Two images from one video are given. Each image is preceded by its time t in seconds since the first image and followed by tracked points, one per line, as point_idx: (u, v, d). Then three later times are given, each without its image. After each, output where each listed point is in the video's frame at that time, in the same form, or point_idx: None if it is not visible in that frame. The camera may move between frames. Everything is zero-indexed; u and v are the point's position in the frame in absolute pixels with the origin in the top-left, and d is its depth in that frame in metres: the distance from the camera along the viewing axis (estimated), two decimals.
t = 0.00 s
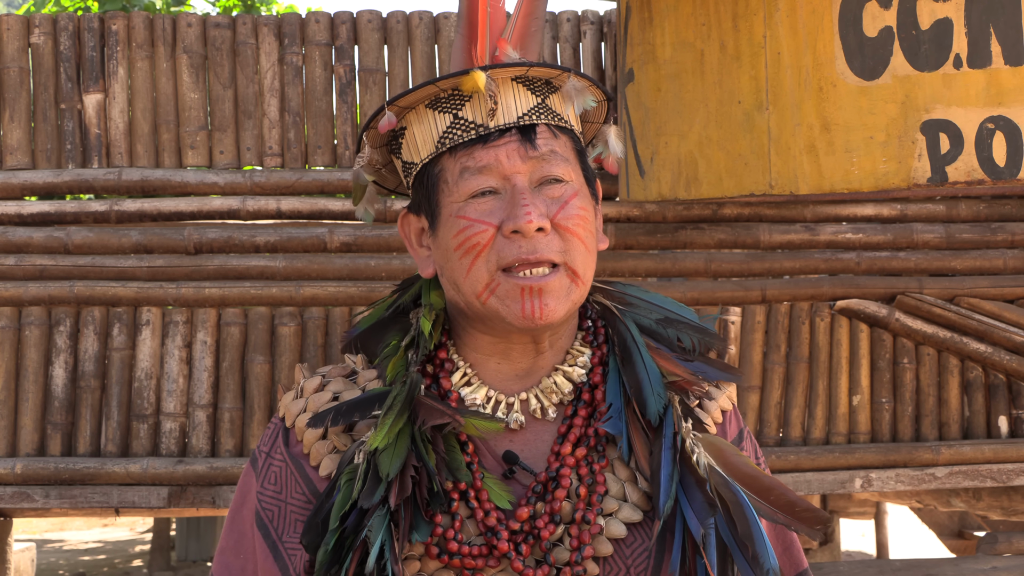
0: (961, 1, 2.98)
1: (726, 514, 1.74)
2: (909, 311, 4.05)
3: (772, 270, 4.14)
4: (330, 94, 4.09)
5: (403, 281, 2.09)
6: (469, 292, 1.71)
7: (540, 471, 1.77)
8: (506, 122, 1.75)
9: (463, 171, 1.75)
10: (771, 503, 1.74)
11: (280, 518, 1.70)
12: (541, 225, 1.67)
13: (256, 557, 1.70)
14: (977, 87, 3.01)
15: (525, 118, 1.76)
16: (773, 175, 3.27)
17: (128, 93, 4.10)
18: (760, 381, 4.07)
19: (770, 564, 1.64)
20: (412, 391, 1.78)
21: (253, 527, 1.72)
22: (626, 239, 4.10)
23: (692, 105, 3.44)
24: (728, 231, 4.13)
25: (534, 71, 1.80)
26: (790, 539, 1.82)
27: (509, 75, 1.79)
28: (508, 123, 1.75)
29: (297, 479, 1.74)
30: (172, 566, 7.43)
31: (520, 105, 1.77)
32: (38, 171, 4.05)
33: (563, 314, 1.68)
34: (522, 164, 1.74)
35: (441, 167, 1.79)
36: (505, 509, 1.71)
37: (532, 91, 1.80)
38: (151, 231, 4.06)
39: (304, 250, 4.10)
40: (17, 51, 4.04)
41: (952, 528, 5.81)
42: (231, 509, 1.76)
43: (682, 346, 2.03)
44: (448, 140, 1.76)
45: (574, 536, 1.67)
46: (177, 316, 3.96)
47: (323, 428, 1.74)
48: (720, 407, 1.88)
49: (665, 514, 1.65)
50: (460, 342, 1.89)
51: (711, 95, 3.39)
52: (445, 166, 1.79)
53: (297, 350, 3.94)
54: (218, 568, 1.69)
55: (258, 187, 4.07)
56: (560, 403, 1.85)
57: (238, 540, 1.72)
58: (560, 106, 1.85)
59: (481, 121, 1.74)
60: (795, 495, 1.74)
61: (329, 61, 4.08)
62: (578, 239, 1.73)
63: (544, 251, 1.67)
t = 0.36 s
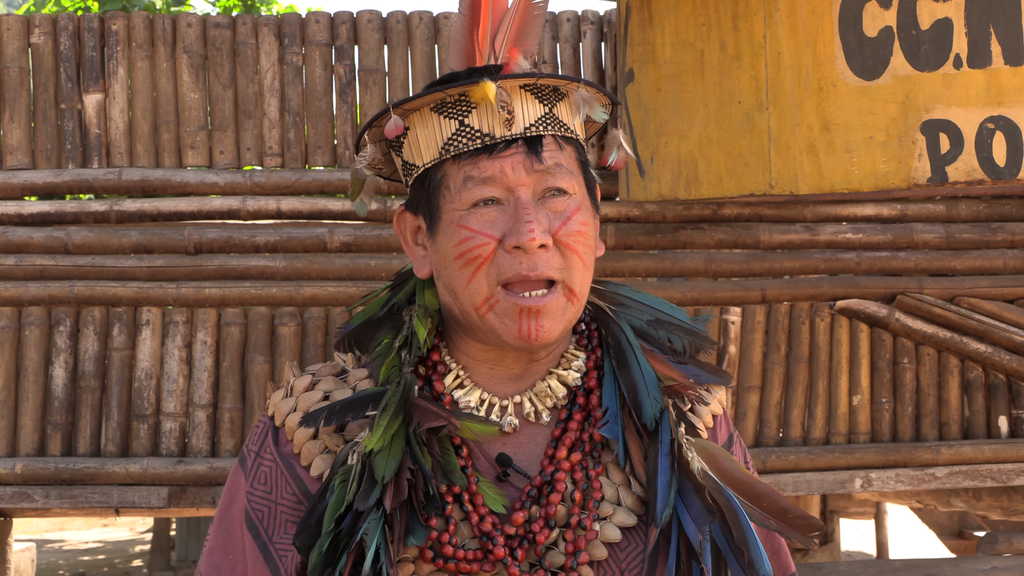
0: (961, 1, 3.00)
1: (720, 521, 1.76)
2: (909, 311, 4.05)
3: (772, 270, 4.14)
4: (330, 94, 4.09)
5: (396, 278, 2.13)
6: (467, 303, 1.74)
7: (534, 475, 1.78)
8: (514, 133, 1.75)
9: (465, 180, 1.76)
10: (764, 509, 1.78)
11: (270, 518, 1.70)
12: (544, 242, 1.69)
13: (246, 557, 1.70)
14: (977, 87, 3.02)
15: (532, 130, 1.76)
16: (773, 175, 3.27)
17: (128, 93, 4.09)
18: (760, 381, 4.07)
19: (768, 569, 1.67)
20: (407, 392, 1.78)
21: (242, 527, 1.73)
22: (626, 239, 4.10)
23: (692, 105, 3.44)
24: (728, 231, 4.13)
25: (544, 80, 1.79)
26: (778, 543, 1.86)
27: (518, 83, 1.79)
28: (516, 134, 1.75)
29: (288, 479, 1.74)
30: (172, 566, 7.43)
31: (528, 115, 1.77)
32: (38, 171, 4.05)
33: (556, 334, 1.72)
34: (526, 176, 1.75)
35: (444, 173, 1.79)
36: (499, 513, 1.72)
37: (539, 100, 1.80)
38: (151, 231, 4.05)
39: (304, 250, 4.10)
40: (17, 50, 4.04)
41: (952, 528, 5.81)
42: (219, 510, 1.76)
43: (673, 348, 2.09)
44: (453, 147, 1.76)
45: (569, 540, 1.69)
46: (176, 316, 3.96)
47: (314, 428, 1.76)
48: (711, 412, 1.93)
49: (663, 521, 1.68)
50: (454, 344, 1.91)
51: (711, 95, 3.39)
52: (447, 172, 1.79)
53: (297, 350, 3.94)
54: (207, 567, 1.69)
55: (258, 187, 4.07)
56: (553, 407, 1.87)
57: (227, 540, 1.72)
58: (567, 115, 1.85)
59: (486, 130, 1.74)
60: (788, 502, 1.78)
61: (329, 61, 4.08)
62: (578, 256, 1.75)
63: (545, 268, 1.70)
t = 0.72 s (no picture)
0: (961, 1, 2.99)
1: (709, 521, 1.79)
2: (909, 311, 4.05)
3: (772, 270, 4.14)
4: (330, 94, 4.08)
5: (384, 278, 2.12)
6: (455, 301, 1.73)
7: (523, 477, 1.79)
8: (505, 131, 1.76)
9: (455, 179, 1.76)
10: (753, 510, 1.81)
11: (257, 519, 1.68)
12: (535, 241, 1.68)
13: (232, 558, 1.67)
14: (977, 87, 3.02)
15: (524, 128, 1.77)
16: (773, 175, 3.27)
17: (128, 93, 4.09)
18: (760, 381, 4.07)
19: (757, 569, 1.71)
20: (396, 393, 1.77)
21: (228, 528, 1.70)
22: (626, 239, 4.10)
23: (692, 105, 3.44)
24: (728, 231, 4.13)
25: (535, 80, 1.80)
26: (764, 544, 1.88)
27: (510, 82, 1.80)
28: (507, 133, 1.76)
29: (275, 480, 1.73)
30: (172, 566, 7.43)
31: (520, 115, 1.78)
32: (38, 171, 4.05)
33: (547, 325, 1.71)
34: (517, 173, 1.75)
35: (434, 170, 1.80)
36: (489, 514, 1.72)
37: (531, 99, 1.81)
38: (151, 231, 4.05)
39: (304, 250, 4.10)
40: (17, 50, 4.04)
41: (952, 528, 5.81)
42: (205, 511, 1.73)
43: (659, 351, 2.10)
44: (445, 145, 1.76)
45: (559, 542, 1.70)
46: (177, 317, 3.96)
47: (302, 428, 1.75)
48: (699, 414, 1.95)
49: (653, 523, 1.69)
50: (442, 345, 1.91)
51: (711, 95, 3.39)
52: (437, 169, 1.79)
53: (297, 350, 3.94)
54: (192, 569, 1.66)
55: (258, 187, 4.07)
56: (542, 409, 1.88)
57: (213, 542, 1.69)
58: (558, 115, 1.87)
59: (478, 128, 1.75)
60: (776, 502, 1.81)
61: (329, 61, 4.08)
62: (569, 254, 1.75)
63: (535, 267, 1.69)
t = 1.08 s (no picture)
0: (961, 1, 2.99)
1: (694, 519, 1.80)
2: (909, 311, 4.05)
3: (772, 270, 4.14)
4: (330, 94, 4.08)
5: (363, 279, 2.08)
6: (432, 282, 1.71)
7: (508, 472, 1.77)
8: (468, 111, 1.77)
9: (424, 160, 1.77)
10: (736, 511, 1.82)
11: (240, 516, 1.66)
12: (503, 210, 1.68)
13: (214, 556, 1.65)
14: (977, 87, 3.02)
15: (487, 109, 1.78)
16: (773, 175, 3.27)
17: (128, 93, 4.09)
18: (760, 381, 4.07)
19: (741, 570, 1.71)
20: (380, 387, 1.76)
21: (211, 525, 1.68)
22: (626, 239, 4.10)
23: (692, 105, 3.44)
24: (728, 231, 4.13)
25: (496, 63, 1.82)
26: (750, 542, 1.89)
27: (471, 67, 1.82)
28: (470, 112, 1.77)
29: (258, 476, 1.70)
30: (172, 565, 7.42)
31: (482, 96, 1.79)
32: (38, 171, 4.05)
33: (525, 300, 1.67)
34: (483, 151, 1.76)
35: (402, 158, 1.80)
36: (473, 508, 1.70)
37: (493, 83, 1.83)
38: (151, 231, 4.06)
39: (304, 250, 4.10)
40: (17, 51, 4.04)
41: (952, 529, 5.82)
42: (185, 507, 1.70)
43: (647, 351, 2.07)
44: (410, 130, 1.78)
45: (544, 537, 1.69)
46: (177, 317, 3.96)
47: (286, 424, 1.72)
48: (683, 410, 1.94)
49: (635, 519, 1.69)
50: (426, 340, 1.89)
51: (711, 94, 3.39)
52: (406, 157, 1.80)
53: (296, 350, 3.94)
54: (172, 567, 1.63)
55: (258, 187, 4.07)
56: (526, 403, 1.87)
57: (194, 539, 1.67)
58: (523, 99, 1.87)
59: (442, 112, 1.77)
60: (760, 503, 1.81)
61: (329, 61, 4.08)
62: (541, 228, 1.74)
63: (506, 237, 1.68)
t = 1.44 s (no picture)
0: (961, 1, 2.99)
1: (674, 513, 1.79)
2: (909, 311, 4.05)
3: (772, 270, 4.14)
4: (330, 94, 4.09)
5: (338, 283, 2.05)
6: (406, 283, 1.71)
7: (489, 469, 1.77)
8: (435, 113, 1.76)
9: (394, 163, 1.76)
10: (717, 503, 1.83)
11: (221, 521, 1.63)
12: (473, 211, 1.67)
13: (196, 561, 1.63)
14: (977, 87, 3.02)
15: (455, 109, 1.78)
16: (773, 175, 3.27)
17: (128, 93, 4.10)
18: (760, 381, 4.07)
19: (722, 562, 1.73)
20: (358, 388, 1.73)
21: (192, 531, 1.65)
22: (626, 239, 4.10)
23: (692, 105, 3.44)
24: (728, 231, 4.12)
25: (463, 63, 1.82)
26: (729, 535, 1.90)
27: (437, 68, 1.81)
28: (437, 114, 1.76)
29: (238, 480, 1.67)
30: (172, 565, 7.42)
31: (450, 97, 1.78)
32: (38, 171, 4.05)
33: (498, 297, 1.67)
34: (452, 151, 1.75)
35: (373, 161, 1.80)
36: (456, 505, 1.69)
37: (460, 84, 1.82)
38: (151, 231, 4.06)
39: (304, 250, 4.11)
40: (17, 51, 4.04)
41: (952, 528, 5.82)
42: (167, 515, 1.68)
43: (624, 348, 2.08)
44: (379, 133, 1.77)
45: (526, 532, 1.68)
46: (177, 317, 3.97)
47: (265, 428, 1.70)
48: (661, 406, 1.95)
49: (618, 511, 1.70)
50: (403, 340, 1.88)
51: (711, 95, 3.38)
52: (377, 160, 1.79)
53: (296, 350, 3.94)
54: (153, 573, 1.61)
55: (259, 187, 4.08)
56: (505, 401, 1.86)
57: (175, 546, 1.65)
58: (491, 98, 1.86)
59: (410, 113, 1.75)
60: (740, 495, 1.83)
61: (329, 61, 4.08)
62: (511, 226, 1.73)
63: (477, 237, 1.67)
